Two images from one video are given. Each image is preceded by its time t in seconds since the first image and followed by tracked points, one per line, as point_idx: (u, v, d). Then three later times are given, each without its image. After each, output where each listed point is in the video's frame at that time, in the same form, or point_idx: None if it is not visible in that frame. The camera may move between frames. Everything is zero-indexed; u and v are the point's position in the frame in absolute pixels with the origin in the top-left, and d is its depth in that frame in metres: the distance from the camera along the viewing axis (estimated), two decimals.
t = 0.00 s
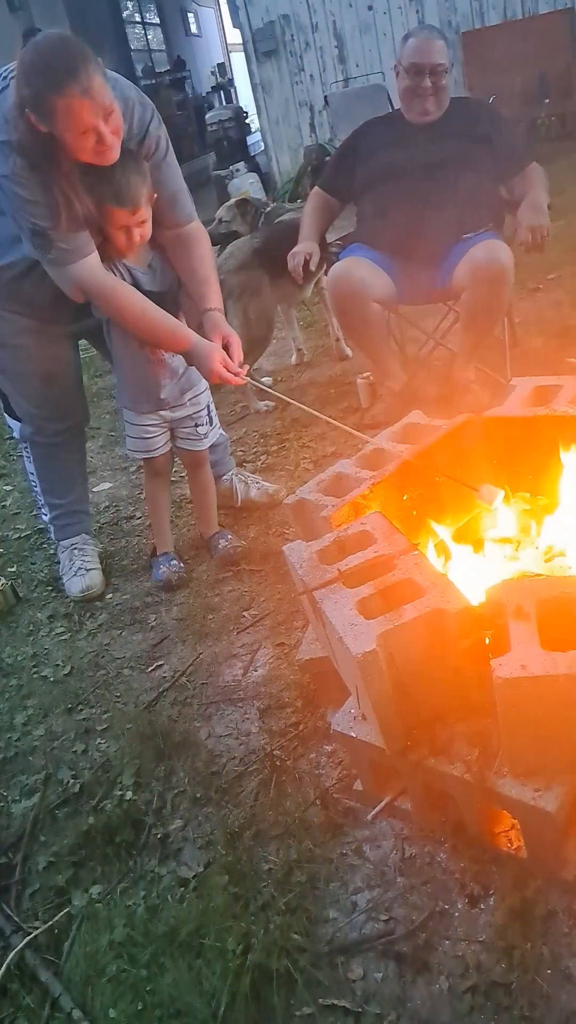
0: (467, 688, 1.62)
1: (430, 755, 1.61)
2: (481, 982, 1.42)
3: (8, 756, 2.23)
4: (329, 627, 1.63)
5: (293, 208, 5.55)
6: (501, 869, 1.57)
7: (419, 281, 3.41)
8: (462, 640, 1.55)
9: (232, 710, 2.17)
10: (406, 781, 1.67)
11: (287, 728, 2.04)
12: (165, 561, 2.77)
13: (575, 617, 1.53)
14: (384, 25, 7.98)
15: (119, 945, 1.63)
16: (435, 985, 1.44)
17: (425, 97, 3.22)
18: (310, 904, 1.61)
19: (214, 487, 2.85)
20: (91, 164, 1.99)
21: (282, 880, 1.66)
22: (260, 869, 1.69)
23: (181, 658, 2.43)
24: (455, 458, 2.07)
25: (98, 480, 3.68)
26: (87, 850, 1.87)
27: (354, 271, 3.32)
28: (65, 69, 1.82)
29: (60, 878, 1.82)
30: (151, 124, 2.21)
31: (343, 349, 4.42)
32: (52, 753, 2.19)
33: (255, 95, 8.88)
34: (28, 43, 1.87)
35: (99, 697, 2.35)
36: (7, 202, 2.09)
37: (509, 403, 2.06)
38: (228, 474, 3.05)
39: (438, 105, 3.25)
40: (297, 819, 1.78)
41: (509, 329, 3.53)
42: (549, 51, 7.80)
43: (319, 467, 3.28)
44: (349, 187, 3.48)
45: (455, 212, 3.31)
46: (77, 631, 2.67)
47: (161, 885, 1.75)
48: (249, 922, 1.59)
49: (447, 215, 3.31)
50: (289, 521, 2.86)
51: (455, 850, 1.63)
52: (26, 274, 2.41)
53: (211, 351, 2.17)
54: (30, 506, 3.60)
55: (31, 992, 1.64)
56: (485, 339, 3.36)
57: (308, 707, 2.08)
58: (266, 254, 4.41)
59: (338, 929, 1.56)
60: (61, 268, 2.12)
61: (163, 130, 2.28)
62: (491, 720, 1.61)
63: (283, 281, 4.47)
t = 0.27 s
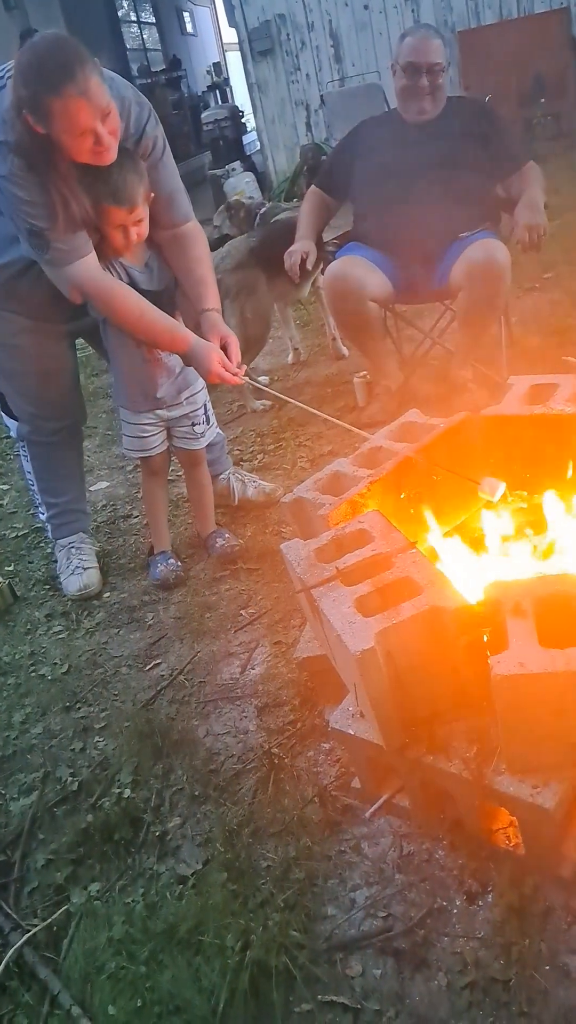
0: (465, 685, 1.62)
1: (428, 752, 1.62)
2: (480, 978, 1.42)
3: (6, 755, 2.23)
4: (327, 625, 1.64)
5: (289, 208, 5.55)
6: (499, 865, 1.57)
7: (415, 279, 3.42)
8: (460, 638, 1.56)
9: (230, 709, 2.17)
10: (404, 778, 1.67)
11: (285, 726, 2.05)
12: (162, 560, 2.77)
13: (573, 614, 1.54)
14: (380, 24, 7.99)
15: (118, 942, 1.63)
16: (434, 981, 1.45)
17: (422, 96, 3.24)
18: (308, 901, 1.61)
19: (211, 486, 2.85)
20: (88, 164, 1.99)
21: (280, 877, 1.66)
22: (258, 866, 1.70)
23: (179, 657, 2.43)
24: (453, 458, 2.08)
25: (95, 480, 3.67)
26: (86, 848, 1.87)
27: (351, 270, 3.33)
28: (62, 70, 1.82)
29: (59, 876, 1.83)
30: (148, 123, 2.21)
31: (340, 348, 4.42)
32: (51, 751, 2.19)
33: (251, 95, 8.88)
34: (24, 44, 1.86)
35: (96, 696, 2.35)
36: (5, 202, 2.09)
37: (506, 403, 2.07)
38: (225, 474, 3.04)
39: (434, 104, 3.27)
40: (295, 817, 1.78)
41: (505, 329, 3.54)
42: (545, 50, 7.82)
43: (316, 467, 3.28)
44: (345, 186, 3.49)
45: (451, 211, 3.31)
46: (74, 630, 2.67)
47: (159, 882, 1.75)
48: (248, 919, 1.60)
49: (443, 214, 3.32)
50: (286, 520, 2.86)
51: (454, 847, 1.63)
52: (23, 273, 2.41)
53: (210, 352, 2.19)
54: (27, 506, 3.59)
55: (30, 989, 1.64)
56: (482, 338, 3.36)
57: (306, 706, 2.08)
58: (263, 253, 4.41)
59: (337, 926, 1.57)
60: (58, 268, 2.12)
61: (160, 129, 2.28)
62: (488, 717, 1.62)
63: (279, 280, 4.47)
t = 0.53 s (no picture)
0: (462, 687, 1.63)
1: (424, 752, 1.63)
2: (476, 977, 1.43)
3: (3, 755, 2.23)
4: (324, 626, 1.64)
5: (285, 207, 5.56)
6: (495, 865, 1.58)
7: (412, 282, 3.45)
8: (457, 639, 1.57)
9: (227, 709, 2.18)
10: (401, 778, 1.68)
11: (282, 726, 2.05)
12: (159, 560, 2.77)
13: (569, 616, 1.55)
14: (376, 24, 7.89)
15: (115, 942, 1.64)
16: (430, 980, 1.45)
17: (419, 96, 3.21)
18: (305, 901, 1.62)
19: (208, 486, 2.85)
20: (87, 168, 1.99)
21: (277, 877, 1.67)
22: (255, 866, 1.70)
23: (176, 658, 2.43)
24: (449, 459, 2.09)
25: (92, 480, 3.67)
26: (83, 848, 1.87)
27: (347, 270, 3.33)
28: (63, 75, 1.81)
29: (57, 876, 1.83)
30: (146, 125, 2.21)
31: (336, 348, 4.42)
32: (48, 751, 2.19)
33: (248, 94, 8.89)
34: (24, 48, 1.86)
35: (93, 696, 2.36)
36: (3, 204, 2.09)
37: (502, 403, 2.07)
38: (221, 474, 3.04)
39: (431, 105, 3.24)
40: (291, 817, 1.78)
41: (502, 329, 3.54)
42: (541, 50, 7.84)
43: (313, 467, 3.29)
44: (341, 187, 3.49)
45: (448, 212, 3.32)
46: (72, 630, 2.67)
47: (156, 882, 1.76)
48: (244, 919, 1.60)
49: (439, 215, 3.33)
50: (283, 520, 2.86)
51: (450, 847, 1.64)
52: (20, 274, 2.41)
53: (208, 354, 2.19)
54: (24, 506, 3.59)
55: (28, 989, 1.65)
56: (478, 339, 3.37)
57: (303, 706, 2.09)
58: (259, 253, 4.41)
59: (333, 926, 1.58)
60: (57, 270, 2.13)
61: (158, 131, 2.28)
62: (484, 718, 1.62)
63: (276, 280, 4.47)
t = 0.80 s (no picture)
0: (455, 686, 1.63)
1: (416, 752, 1.62)
2: (468, 977, 1.43)
3: None
4: (317, 626, 1.64)
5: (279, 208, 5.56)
6: (487, 865, 1.58)
7: (407, 280, 3.44)
8: (449, 639, 1.57)
9: (220, 709, 2.17)
10: (393, 778, 1.68)
11: (275, 726, 2.05)
12: (153, 560, 2.77)
13: (561, 616, 1.56)
14: (372, 22, 7.89)
15: (108, 942, 1.64)
16: (422, 980, 1.45)
17: (413, 96, 3.21)
18: (298, 901, 1.62)
19: (202, 486, 2.85)
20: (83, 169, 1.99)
21: (270, 877, 1.67)
22: (248, 866, 1.70)
23: (169, 658, 2.43)
24: (443, 459, 2.09)
25: (86, 480, 3.67)
26: (76, 848, 1.87)
27: (342, 270, 3.33)
28: (60, 76, 1.81)
29: (49, 876, 1.83)
30: (142, 125, 2.21)
31: (331, 348, 4.42)
32: (41, 751, 2.19)
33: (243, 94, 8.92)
34: (22, 49, 1.86)
35: (87, 696, 2.35)
36: None
37: (495, 404, 2.08)
38: (216, 473, 3.06)
39: (425, 104, 3.25)
40: (284, 817, 1.79)
41: (496, 329, 3.55)
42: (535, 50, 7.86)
43: (307, 467, 3.29)
44: (336, 187, 3.50)
45: (442, 212, 3.32)
46: (65, 630, 2.67)
47: (149, 882, 1.76)
48: (237, 919, 1.60)
49: (434, 215, 3.33)
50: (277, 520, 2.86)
51: (442, 847, 1.64)
52: (14, 274, 2.41)
53: (203, 356, 2.19)
54: (18, 506, 3.58)
55: (20, 989, 1.65)
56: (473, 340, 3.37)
57: (296, 706, 2.09)
58: (254, 253, 4.41)
59: (326, 926, 1.58)
60: (53, 271, 2.13)
61: (153, 131, 2.27)
62: (478, 717, 1.62)
63: (270, 280, 4.47)
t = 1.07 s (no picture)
0: (450, 686, 1.64)
1: (411, 751, 1.63)
2: (463, 976, 1.43)
3: None
4: (312, 625, 1.64)
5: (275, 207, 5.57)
6: (482, 864, 1.58)
7: (403, 280, 3.44)
8: (444, 638, 1.57)
9: (216, 708, 2.18)
10: (388, 777, 1.68)
11: (271, 725, 2.05)
12: (149, 560, 2.77)
13: (556, 617, 1.56)
14: (369, 22, 8.00)
15: (103, 942, 1.64)
16: (417, 979, 1.46)
17: (409, 95, 3.23)
18: (293, 900, 1.62)
19: (198, 486, 2.85)
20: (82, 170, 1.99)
21: (265, 876, 1.67)
22: (243, 865, 1.70)
23: (165, 657, 2.43)
24: (438, 459, 2.09)
25: (82, 479, 3.67)
26: (71, 847, 1.87)
27: (338, 270, 3.33)
28: (60, 79, 1.81)
29: (45, 875, 1.83)
30: (139, 126, 2.20)
31: (328, 348, 4.42)
32: (36, 751, 2.19)
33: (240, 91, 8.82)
34: (22, 51, 1.86)
35: (83, 696, 2.35)
36: None
37: (492, 404, 2.08)
38: (212, 473, 3.06)
39: (422, 104, 3.26)
40: (280, 816, 1.79)
41: (492, 329, 3.55)
42: (531, 50, 7.87)
43: (303, 466, 3.29)
44: (333, 186, 3.50)
45: (439, 212, 3.32)
46: (61, 630, 2.67)
47: (144, 882, 1.76)
48: (232, 918, 1.60)
49: (431, 215, 3.33)
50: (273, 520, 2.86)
51: (437, 847, 1.64)
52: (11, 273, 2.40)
53: (200, 359, 2.19)
54: (14, 505, 3.58)
55: (15, 988, 1.65)
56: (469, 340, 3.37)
57: (292, 705, 2.09)
58: (250, 252, 4.42)
59: (321, 925, 1.58)
60: (50, 272, 2.13)
61: (151, 132, 2.27)
62: (472, 717, 1.63)
63: (267, 279, 4.48)
